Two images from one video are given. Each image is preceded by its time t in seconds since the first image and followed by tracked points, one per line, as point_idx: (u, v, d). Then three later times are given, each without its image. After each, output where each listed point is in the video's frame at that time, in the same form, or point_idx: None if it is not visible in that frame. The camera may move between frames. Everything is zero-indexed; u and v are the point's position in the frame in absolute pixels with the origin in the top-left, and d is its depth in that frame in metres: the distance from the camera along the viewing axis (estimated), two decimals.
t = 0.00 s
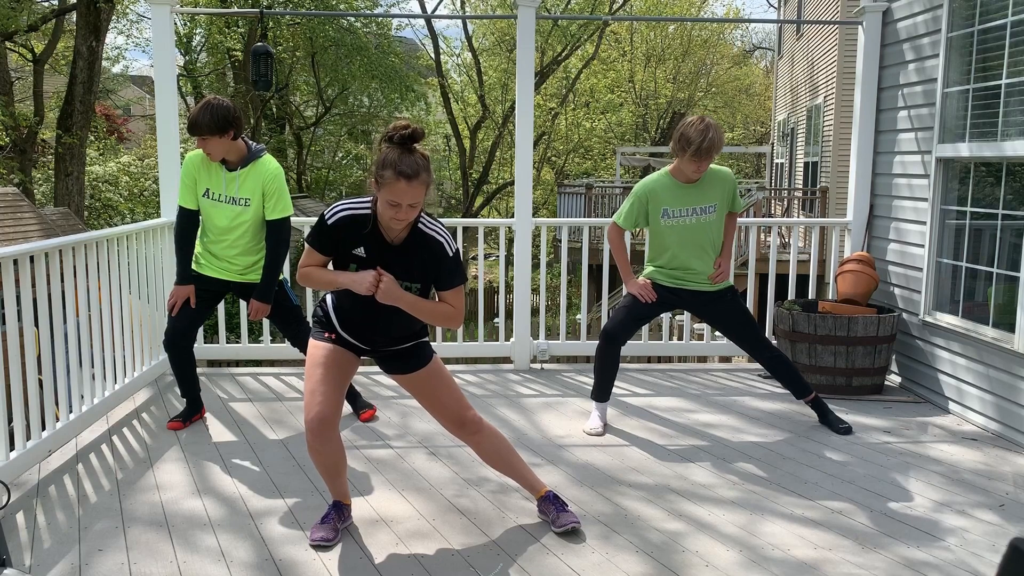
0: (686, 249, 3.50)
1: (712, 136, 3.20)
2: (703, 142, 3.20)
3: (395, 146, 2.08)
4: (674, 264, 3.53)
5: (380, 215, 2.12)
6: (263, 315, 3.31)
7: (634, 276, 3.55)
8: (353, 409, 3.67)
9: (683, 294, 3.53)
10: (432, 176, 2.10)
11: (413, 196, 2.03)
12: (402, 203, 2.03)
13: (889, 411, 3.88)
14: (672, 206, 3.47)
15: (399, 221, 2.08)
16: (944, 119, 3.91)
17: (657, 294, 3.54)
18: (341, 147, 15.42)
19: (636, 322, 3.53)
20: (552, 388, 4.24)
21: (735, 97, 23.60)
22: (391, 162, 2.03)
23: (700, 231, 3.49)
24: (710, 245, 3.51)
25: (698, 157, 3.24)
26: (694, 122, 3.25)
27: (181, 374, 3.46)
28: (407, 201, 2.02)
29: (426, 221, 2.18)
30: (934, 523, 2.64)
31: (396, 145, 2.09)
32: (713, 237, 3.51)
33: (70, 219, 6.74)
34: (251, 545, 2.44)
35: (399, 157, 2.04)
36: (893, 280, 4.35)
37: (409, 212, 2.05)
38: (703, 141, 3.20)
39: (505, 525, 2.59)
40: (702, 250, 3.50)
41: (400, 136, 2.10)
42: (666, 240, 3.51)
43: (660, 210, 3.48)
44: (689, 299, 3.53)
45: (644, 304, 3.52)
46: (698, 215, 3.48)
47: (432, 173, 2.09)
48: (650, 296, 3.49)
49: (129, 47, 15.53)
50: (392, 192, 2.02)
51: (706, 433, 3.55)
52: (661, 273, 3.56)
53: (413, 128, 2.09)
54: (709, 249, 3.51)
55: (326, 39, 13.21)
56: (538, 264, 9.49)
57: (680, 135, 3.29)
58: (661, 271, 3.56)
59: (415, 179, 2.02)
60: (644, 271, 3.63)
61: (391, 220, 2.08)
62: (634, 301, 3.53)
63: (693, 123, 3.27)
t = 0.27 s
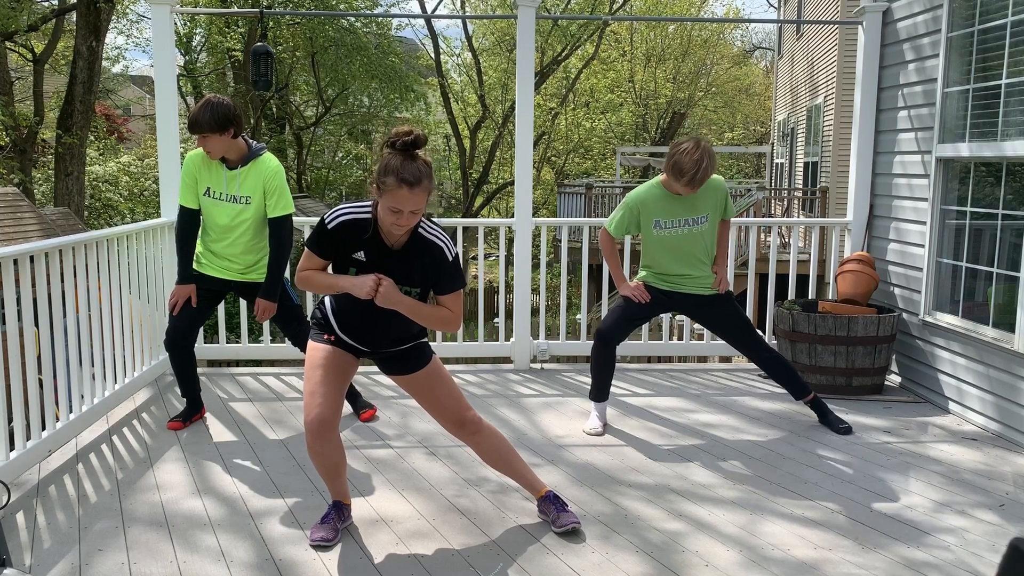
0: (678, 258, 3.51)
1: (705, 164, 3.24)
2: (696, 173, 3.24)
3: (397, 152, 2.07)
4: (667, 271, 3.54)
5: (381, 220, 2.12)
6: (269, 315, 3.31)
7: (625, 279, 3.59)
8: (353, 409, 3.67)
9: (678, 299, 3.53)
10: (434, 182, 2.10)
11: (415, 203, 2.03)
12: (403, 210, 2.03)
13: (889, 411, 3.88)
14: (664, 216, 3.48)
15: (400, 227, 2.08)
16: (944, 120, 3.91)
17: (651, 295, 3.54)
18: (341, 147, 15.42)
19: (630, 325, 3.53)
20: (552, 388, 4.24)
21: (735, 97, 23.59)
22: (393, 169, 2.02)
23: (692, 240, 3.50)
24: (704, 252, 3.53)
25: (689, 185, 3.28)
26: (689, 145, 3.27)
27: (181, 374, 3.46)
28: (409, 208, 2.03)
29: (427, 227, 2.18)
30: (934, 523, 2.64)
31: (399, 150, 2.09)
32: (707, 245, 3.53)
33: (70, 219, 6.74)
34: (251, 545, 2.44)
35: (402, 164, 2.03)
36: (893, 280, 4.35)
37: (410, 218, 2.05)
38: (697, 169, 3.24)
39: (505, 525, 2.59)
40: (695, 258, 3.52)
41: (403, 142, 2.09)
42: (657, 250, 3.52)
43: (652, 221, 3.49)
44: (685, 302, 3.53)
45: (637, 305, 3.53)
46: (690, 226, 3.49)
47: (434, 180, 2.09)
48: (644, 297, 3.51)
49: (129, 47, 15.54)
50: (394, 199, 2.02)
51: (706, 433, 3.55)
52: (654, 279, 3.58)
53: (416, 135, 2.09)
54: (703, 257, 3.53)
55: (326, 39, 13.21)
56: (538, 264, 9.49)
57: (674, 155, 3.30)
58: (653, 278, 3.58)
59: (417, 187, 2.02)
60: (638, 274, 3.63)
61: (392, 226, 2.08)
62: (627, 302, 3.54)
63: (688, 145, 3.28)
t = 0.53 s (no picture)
0: (674, 263, 3.51)
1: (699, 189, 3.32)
2: (691, 199, 3.31)
3: (399, 155, 2.07)
4: (662, 276, 3.54)
5: (382, 222, 2.12)
6: (270, 315, 3.31)
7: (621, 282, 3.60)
8: (353, 409, 3.67)
9: (674, 302, 3.53)
10: (435, 185, 2.10)
11: (417, 206, 2.03)
12: (405, 212, 2.03)
13: (889, 411, 3.88)
14: (658, 224, 3.48)
15: (402, 230, 2.08)
16: (944, 120, 3.91)
17: (646, 297, 3.54)
18: (341, 147, 15.43)
19: (627, 326, 3.54)
20: (552, 388, 4.24)
21: (735, 97, 23.59)
22: (395, 171, 2.02)
23: (688, 246, 3.50)
24: (702, 256, 3.53)
25: (683, 208, 3.36)
26: (687, 168, 3.32)
27: (181, 374, 3.46)
28: (410, 210, 2.03)
29: (428, 229, 2.18)
30: (934, 523, 2.64)
31: (400, 153, 2.09)
32: (704, 249, 3.53)
33: (70, 219, 6.74)
34: (251, 545, 2.44)
35: (403, 167, 2.03)
36: (893, 280, 4.35)
37: (412, 221, 2.06)
38: (693, 194, 3.31)
39: (505, 525, 2.59)
40: (692, 263, 3.52)
41: (404, 145, 2.09)
42: (652, 256, 3.53)
43: (647, 229, 3.49)
44: (682, 305, 3.53)
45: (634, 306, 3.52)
46: (685, 233, 3.49)
47: (436, 183, 2.09)
48: (640, 298, 3.51)
49: (129, 47, 15.55)
50: (396, 202, 2.02)
51: (705, 433, 3.55)
52: (650, 284, 3.57)
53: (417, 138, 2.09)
54: (700, 261, 3.53)
55: (326, 39, 13.22)
56: (538, 264, 9.50)
57: (672, 175, 3.36)
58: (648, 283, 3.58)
59: (419, 190, 2.02)
60: (634, 276, 3.63)
61: (393, 228, 2.08)
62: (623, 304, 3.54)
63: (686, 168, 3.33)
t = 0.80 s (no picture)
0: (673, 264, 3.51)
1: (696, 195, 3.33)
2: (687, 204, 3.34)
3: (400, 158, 2.07)
4: (660, 276, 3.54)
5: (382, 225, 2.11)
6: (264, 314, 3.31)
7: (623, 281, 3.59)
8: (353, 409, 3.67)
9: (673, 302, 3.53)
10: (435, 188, 2.10)
11: (417, 209, 2.03)
12: (406, 215, 2.03)
13: (889, 411, 3.88)
14: (657, 224, 3.48)
15: (402, 233, 2.08)
16: (944, 119, 3.91)
17: (646, 297, 3.54)
18: (341, 147, 15.43)
19: (626, 326, 3.54)
20: (552, 388, 4.24)
21: (735, 97, 23.58)
22: (396, 174, 2.02)
23: (687, 247, 3.50)
24: (701, 257, 3.53)
25: (679, 212, 3.39)
26: (684, 173, 3.33)
27: (181, 373, 3.46)
28: (411, 213, 2.03)
29: (428, 231, 2.18)
30: (934, 523, 2.64)
31: (401, 156, 2.08)
32: (703, 250, 3.53)
33: (71, 219, 6.74)
34: (251, 545, 2.44)
35: (404, 169, 2.03)
36: (893, 280, 4.35)
37: (412, 224, 2.05)
38: (689, 200, 3.33)
39: (505, 525, 2.59)
40: (691, 264, 3.52)
41: (404, 148, 2.09)
42: (650, 257, 3.53)
43: (645, 229, 3.49)
44: (681, 305, 3.53)
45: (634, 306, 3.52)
46: (684, 234, 3.49)
47: (436, 186, 2.09)
48: (639, 298, 3.50)
49: (129, 47, 15.55)
50: (396, 204, 2.02)
51: (705, 433, 3.55)
52: (649, 283, 3.57)
53: (418, 141, 2.09)
54: (699, 262, 3.53)
55: (326, 39, 13.22)
56: (538, 264, 9.50)
57: (669, 178, 3.36)
58: (647, 283, 3.58)
59: (420, 193, 2.02)
60: (634, 276, 3.62)
61: (394, 231, 2.08)
62: (622, 303, 3.53)
63: (684, 173, 3.34)
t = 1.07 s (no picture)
0: (673, 263, 3.51)
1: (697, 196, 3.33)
2: (687, 205, 3.34)
3: (400, 158, 2.07)
4: (661, 276, 3.54)
5: (382, 225, 2.11)
6: (264, 314, 3.30)
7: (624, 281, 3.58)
8: (353, 409, 3.67)
9: (673, 301, 3.53)
10: (435, 188, 2.10)
11: (417, 209, 2.03)
12: (406, 215, 2.03)
13: (889, 411, 3.89)
14: (658, 223, 3.48)
15: (402, 233, 2.08)
16: (944, 119, 3.91)
17: (647, 297, 3.54)
18: (341, 147, 15.43)
19: (627, 326, 3.54)
20: (552, 388, 4.24)
21: (735, 97, 23.57)
22: (396, 175, 2.02)
23: (688, 246, 3.50)
24: (701, 257, 3.53)
25: (679, 212, 3.39)
26: (686, 174, 3.33)
27: (181, 374, 3.46)
28: (411, 214, 2.03)
29: (428, 231, 2.18)
30: (935, 523, 2.64)
31: (401, 156, 2.08)
32: (703, 250, 3.53)
33: (71, 220, 6.75)
34: (251, 545, 2.44)
35: (404, 169, 2.03)
36: (893, 280, 4.35)
37: (412, 224, 2.05)
38: (690, 201, 3.33)
39: (506, 525, 2.59)
40: (692, 264, 3.52)
41: (404, 148, 2.09)
42: (650, 255, 3.53)
43: (646, 229, 3.49)
44: (681, 304, 3.53)
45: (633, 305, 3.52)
46: (685, 233, 3.49)
47: (436, 186, 2.09)
48: (640, 298, 3.51)
49: (129, 47, 15.55)
50: (396, 205, 2.02)
51: (706, 433, 3.55)
52: (650, 282, 3.57)
53: (418, 141, 2.09)
54: (700, 262, 3.53)
55: (326, 39, 13.22)
56: (538, 264, 9.51)
57: (670, 178, 3.37)
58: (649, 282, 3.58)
59: (420, 193, 2.02)
60: (634, 276, 3.62)
61: (394, 231, 2.08)
62: (623, 304, 3.53)
63: (686, 174, 3.34)
